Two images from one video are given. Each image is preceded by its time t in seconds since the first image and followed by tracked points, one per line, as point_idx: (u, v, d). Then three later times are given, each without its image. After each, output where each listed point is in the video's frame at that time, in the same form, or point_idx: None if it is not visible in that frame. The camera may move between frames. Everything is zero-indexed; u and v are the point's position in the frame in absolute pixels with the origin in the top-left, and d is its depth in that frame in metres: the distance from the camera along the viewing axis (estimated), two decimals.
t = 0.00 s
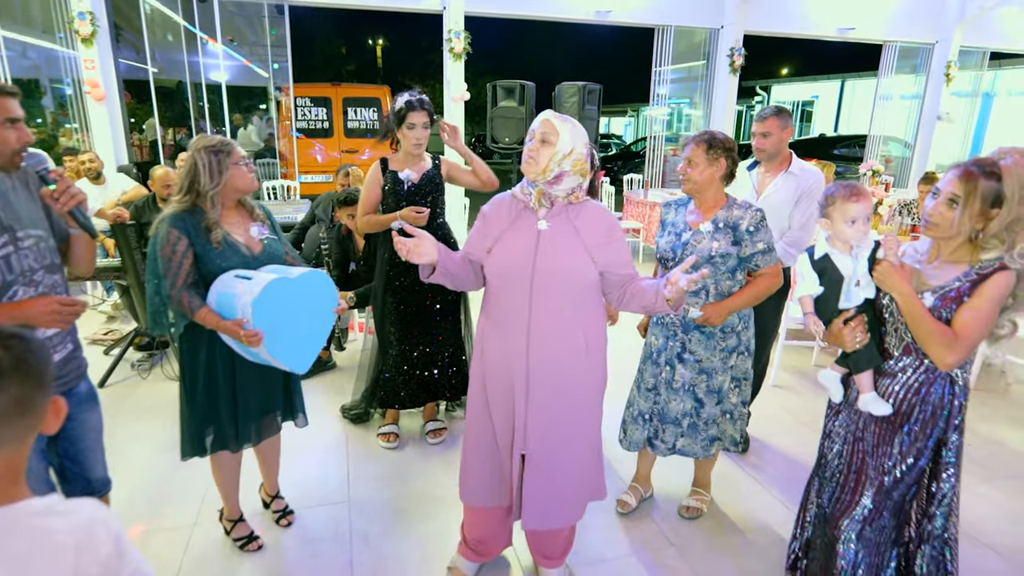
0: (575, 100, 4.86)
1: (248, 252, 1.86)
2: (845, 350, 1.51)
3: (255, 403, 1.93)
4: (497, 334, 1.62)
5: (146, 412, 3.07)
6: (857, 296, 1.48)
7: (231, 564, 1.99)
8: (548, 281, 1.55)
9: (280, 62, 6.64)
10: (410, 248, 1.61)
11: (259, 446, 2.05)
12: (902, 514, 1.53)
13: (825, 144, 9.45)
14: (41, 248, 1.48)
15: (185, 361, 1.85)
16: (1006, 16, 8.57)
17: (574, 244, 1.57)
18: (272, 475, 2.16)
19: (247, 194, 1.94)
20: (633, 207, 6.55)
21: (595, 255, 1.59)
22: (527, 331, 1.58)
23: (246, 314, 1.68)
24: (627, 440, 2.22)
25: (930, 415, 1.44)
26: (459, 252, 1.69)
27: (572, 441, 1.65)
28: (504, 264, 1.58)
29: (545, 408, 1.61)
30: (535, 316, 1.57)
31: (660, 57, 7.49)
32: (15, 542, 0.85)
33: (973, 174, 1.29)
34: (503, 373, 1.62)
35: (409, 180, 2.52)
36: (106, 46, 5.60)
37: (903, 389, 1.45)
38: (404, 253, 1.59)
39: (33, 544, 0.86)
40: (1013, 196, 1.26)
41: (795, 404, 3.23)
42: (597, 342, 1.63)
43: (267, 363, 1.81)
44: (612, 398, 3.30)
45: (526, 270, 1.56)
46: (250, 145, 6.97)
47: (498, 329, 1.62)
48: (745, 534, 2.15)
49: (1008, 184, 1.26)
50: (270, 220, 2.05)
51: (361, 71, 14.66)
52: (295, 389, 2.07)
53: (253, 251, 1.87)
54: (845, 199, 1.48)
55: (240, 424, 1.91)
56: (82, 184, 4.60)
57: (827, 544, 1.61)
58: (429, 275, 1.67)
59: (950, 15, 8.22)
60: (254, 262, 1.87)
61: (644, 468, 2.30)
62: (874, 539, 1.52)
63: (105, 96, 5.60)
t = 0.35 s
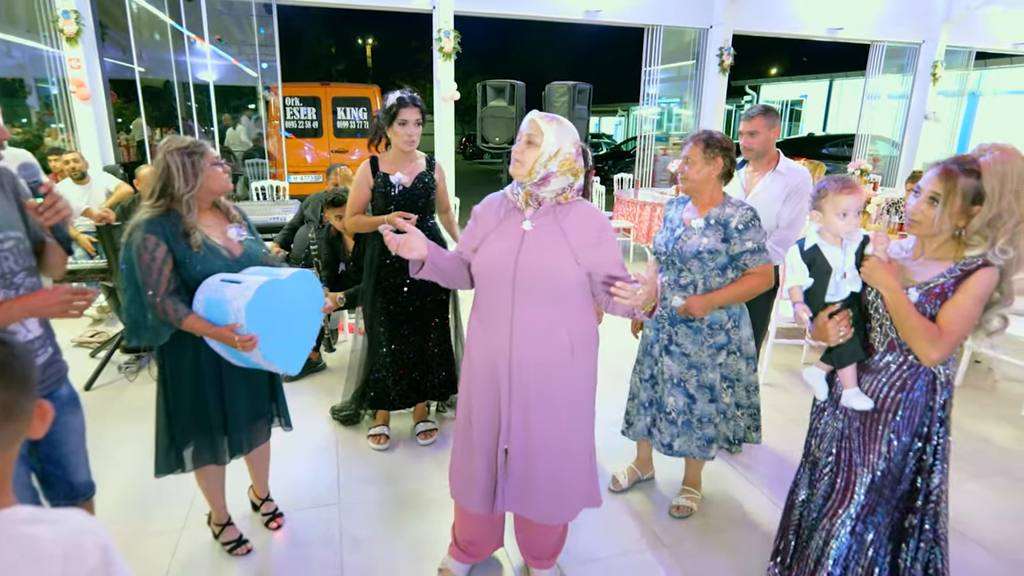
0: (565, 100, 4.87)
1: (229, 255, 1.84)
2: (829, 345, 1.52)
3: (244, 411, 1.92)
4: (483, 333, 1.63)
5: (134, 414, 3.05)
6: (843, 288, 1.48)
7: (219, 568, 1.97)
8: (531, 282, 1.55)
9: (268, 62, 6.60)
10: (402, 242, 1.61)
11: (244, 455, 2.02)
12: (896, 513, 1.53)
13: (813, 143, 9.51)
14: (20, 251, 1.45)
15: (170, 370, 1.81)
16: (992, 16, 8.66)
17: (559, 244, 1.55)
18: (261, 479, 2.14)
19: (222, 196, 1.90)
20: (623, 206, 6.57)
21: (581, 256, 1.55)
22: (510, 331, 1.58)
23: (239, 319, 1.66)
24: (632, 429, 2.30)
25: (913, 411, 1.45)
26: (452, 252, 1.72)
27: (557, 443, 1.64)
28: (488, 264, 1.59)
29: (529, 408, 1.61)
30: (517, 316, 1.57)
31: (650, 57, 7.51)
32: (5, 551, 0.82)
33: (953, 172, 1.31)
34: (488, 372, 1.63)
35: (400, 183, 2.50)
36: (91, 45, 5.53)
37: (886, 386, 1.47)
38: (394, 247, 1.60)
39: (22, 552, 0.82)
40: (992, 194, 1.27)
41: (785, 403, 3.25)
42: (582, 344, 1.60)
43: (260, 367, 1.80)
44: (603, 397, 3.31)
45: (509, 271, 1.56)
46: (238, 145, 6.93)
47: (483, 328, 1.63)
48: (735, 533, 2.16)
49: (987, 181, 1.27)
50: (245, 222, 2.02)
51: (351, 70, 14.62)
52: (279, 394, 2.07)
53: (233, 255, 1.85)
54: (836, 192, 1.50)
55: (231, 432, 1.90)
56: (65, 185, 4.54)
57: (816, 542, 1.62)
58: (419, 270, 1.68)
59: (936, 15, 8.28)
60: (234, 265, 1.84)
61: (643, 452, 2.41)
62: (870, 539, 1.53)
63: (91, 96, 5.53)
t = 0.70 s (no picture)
0: (555, 99, 4.87)
1: (214, 258, 1.84)
2: (817, 343, 1.53)
3: (239, 411, 1.91)
4: (471, 335, 1.63)
5: (121, 418, 3.01)
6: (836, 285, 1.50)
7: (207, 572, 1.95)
8: (519, 283, 1.54)
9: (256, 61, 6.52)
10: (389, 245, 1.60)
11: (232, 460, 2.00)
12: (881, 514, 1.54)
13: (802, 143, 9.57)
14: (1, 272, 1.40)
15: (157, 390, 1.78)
16: (978, 16, 8.74)
17: (548, 246, 1.55)
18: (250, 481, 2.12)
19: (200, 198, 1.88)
20: (614, 206, 6.58)
21: (570, 257, 1.55)
22: (498, 333, 1.57)
23: (241, 323, 1.66)
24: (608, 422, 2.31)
25: (898, 412, 1.46)
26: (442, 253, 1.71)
27: (546, 444, 1.64)
28: (477, 265, 1.58)
29: (518, 410, 1.61)
30: (506, 318, 1.56)
31: (639, 57, 7.53)
32: None
33: (945, 172, 1.31)
34: (476, 375, 1.63)
35: (390, 183, 2.50)
36: (77, 44, 5.46)
37: (873, 387, 1.47)
38: (381, 250, 1.59)
39: None
40: (983, 195, 1.28)
41: (774, 401, 3.26)
42: (571, 345, 1.61)
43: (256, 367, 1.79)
44: (594, 396, 3.31)
45: (497, 272, 1.56)
46: (227, 145, 6.88)
47: (471, 330, 1.63)
48: (724, 532, 2.17)
49: (979, 183, 1.29)
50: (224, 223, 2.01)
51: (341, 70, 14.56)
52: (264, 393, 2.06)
53: (219, 257, 1.85)
54: (826, 188, 1.53)
55: (230, 434, 1.90)
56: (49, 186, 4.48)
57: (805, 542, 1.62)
58: (407, 271, 1.67)
59: (923, 15, 8.35)
60: (222, 267, 1.85)
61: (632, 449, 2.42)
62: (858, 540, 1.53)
63: (76, 96, 5.46)
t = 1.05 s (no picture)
0: (550, 99, 4.87)
1: (214, 255, 1.83)
2: (825, 343, 1.57)
3: (237, 407, 1.92)
4: (467, 337, 1.63)
5: (115, 420, 3.00)
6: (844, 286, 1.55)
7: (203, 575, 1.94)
8: (515, 285, 1.54)
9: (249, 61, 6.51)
10: (388, 246, 1.61)
11: (226, 460, 2.00)
12: (893, 524, 1.52)
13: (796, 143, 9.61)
14: None
15: (155, 396, 1.76)
16: (971, 16, 8.78)
17: (545, 246, 1.54)
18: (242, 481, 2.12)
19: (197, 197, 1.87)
20: (609, 206, 6.59)
21: (566, 259, 1.56)
22: (494, 334, 1.57)
23: (248, 315, 1.67)
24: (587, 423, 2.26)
25: (908, 419, 1.44)
26: (437, 254, 1.71)
27: (542, 445, 1.65)
28: (473, 267, 1.58)
29: (514, 411, 1.61)
30: (502, 319, 1.56)
31: (635, 57, 7.53)
32: None
33: (958, 172, 1.30)
34: (471, 377, 1.63)
35: (390, 180, 2.50)
36: (69, 44, 5.43)
37: (879, 394, 1.47)
38: (376, 251, 1.58)
39: None
40: (1000, 197, 1.26)
41: (769, 400, 3.27)
42: (568, 345, 1.61)
43: (257, 364, 1.79)
44: (590, 397, 3.31)
45: (494, 274, 1.55)
46: (221, 146, 6.87)
47: (467, 331, 1.62)
48: (723, 534, 2.16)
49: (995, 184, 1.26)
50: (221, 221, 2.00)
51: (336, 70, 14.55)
52: (262, 393, 2.05)
53: (220, 254, 1.86)
54: (828, 190, 1.56)
55: (229, 432, 1.90)
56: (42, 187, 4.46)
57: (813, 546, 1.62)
58: (404, 272, 1.67)
59: (916, 14, 8.38)
60: (223, 264, 1.85)
61: (627, 446, 2.42)
62: (865, 548, 1.52)
63: (69, 96, 5.43)
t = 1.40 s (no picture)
0: (546, 99, 4.86)
1: (209, 259, 1.82)
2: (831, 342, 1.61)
3: (227, 414, 1.91)
4: (457, 341, 1.62)
5: (108, 422, 2.98)
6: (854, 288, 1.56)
7: None
8: (504, 290, 1.53)
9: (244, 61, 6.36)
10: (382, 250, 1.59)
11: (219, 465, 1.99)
12: (884, 531, 1.51)
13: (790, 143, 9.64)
14: None
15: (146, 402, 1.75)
16: (963, 17, 8.82)
17: (536, 251, 1.54)
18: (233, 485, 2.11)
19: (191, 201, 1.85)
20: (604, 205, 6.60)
21: (557, 264, 1.55)
22: (483, 339, 1.57)
23: (244, 322, 1.66)
24: (593, 427, 2.26)
25: (898, 424, 1.43)
26: (431, 257, 1.71)
27: (533, 451, 1.64)
28: (463, 271, 1.58)
29: (503, 417, 1.60)
30: (490, 324, 1.56)
31: (629, 57, 7.54)
32: None
33: (949, 172, 1.30)
34: (461, 381, 1.63)
35: (388, 181, 2.49)
36: (60, 43, 5.39)
37: (873, 398, 1.47)
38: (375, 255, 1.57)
39: None
40: (994, 195, 1.24)
41: (764, 399, 3.28)
42: (558, 350, 1.60)
43: (250, 370, 1.77)
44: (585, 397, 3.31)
45: (483, 279, 1.55)
46: (215, 146, 6.84)
47: (458, 336, 1.62)
48: (717, 533, 2.16)
49: (988, 183, 1.25)
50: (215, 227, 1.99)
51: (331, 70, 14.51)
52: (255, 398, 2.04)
53: (214, 259, 1.85)
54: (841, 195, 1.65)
55: (219, 438, 1.89)
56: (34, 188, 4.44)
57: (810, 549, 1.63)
58: (400, 275, 1.66)
59: (909, 15, 8.41)
60: (217, 268, 1.84)
61: (624, 447, 2.41)
62: (856, 552, 1.52)
63: (59, 95, 5.38)
